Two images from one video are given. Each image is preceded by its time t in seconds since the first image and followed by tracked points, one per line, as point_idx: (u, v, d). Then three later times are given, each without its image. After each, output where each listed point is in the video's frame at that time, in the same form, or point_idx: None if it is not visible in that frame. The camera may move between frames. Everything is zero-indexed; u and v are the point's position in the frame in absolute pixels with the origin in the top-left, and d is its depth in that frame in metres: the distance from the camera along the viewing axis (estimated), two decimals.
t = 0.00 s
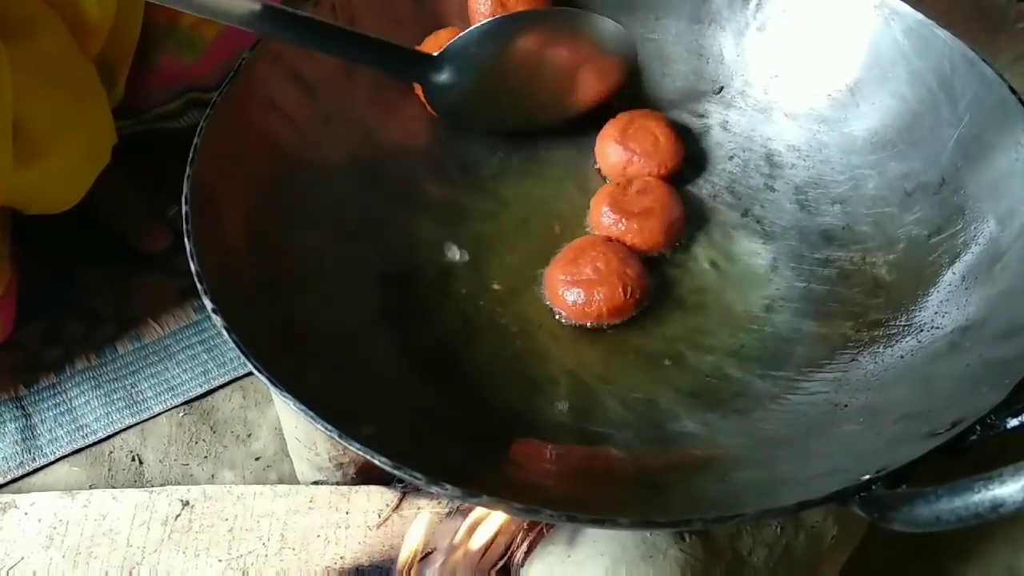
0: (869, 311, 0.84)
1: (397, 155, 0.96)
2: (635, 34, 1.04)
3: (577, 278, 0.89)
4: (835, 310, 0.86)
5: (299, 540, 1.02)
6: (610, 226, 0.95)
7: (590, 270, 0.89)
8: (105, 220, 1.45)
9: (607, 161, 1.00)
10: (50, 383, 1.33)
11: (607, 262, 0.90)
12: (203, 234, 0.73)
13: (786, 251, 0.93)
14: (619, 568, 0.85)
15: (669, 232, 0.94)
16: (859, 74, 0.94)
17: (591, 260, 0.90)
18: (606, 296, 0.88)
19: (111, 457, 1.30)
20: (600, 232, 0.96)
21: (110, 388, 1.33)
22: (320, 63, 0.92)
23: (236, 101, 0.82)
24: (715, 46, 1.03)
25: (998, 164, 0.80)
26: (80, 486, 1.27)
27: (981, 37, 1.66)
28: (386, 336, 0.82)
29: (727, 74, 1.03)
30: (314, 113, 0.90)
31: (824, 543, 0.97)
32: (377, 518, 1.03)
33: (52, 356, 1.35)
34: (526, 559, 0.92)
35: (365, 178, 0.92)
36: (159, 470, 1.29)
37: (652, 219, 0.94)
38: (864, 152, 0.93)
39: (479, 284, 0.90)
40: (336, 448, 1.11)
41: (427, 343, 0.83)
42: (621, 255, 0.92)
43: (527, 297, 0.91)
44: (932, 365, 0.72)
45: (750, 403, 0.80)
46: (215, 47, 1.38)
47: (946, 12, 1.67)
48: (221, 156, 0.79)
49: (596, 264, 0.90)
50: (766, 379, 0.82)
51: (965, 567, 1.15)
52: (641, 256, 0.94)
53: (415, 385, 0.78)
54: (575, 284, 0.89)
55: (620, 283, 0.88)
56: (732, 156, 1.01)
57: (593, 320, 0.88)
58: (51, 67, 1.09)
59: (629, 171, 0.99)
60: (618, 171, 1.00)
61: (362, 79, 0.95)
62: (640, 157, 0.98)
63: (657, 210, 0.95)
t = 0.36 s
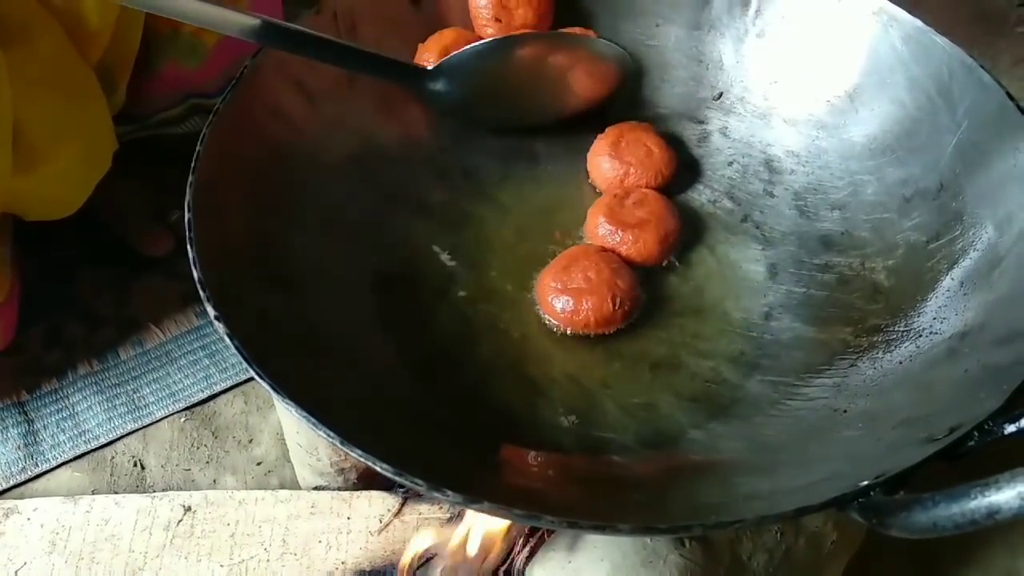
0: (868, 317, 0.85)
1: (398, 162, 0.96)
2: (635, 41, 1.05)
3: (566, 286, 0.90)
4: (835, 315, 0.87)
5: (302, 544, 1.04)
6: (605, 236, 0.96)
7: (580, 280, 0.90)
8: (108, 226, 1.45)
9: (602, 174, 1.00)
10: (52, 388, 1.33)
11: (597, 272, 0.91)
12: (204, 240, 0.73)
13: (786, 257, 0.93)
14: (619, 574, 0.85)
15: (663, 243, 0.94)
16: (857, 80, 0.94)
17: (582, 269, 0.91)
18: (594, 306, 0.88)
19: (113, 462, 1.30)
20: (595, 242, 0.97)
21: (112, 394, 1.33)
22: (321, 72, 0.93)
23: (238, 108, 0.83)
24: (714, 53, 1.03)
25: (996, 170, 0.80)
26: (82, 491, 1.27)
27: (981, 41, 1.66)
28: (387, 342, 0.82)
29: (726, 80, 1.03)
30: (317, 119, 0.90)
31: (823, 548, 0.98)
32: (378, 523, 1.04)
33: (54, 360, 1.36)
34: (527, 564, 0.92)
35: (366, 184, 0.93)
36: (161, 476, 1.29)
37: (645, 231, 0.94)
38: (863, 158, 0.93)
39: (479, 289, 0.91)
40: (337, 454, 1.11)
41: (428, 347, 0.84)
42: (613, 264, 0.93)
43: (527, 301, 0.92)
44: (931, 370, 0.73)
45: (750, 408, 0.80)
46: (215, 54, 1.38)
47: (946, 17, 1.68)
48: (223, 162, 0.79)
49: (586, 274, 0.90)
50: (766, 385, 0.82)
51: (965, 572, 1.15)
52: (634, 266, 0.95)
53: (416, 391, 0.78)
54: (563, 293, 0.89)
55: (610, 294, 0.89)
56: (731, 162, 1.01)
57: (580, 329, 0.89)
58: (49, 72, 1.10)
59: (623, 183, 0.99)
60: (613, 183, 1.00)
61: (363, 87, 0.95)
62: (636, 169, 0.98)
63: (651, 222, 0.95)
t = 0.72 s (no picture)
0: (862, 323, 0.85)
1: (396, 171, 0.97)
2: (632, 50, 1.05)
3: (562, 294, 0.90)
4: (830, 322, 0.87)
5: (301, 552, 1.04)
6: (601, 244, 0.96)
7: (577, 287, 0.90)
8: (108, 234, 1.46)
9: (599, 182, 1.01)
10: (52, 396, 1.34)
11: (593, 280, 0.91)
12: (202, 249, 0.73)
13: (782, 264, 0.94)
14: None
15: (659, 250, 0.95)
16: (852, 88, 0.95)
17: (578, 277, 0.92)
18: (590, 314, 0.88)
19: (112, 470, 1.31)
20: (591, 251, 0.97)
21: (112, 402, 1.34)
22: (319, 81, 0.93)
23: (236, 117, 0.83)
24: (711, 61, 1.03)
25: (991, 178, 0.81)
26: (82, 499, 1.28)
27: (977, 47, 1.67)
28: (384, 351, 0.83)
29: (721, 89, 1.03)
30: (315, 129, 0.91)
31: (819, 554, 0.98)
32: (377, 530, 1.04)
33: (53, 367, 1.36)
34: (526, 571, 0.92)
35: (364, 193, 0.94)
36: (160, 483, 1.30)
37: (641, 239, 0.95)
38: (858, 165, 0.94)
39: (476, 296, 0.91)
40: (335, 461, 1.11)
41: (425, 355, 0.84)
42: (609, 272, 0.93)
43: (524, 308, 0.92)
44: (924, 378, 0.73)
45: (746, 415, 0.81)
46: (215, 63, 1.39)
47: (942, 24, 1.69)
48: (221, 172, 0.80)
49: (583, 281, 0.91)
50: (761, 392, 0.83)
51: None
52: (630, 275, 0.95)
53: (413, 399, 0.79)
54: (559, 301, 0.89)
55: (606, 301, 0.89)
56: (727, 170, 1.02)
57: (576, 337, 0.89)
58: (52, 82, 1.10)
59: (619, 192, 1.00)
60: (609, 192, 1.01)
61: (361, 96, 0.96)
62: (632, 176, 0.99)
63: (647, 229, 0.96)
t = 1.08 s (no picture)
0: (850, 341, 0.87)
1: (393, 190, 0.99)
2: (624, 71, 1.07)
3: (544, 320, 0.90)
4: (818, 340, 0.89)
5: (299, 565, 1.07)
6: (587, 273, 0.96)
7: (561, 312, 0.90)
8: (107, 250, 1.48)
9: (595, 212, 1.02)
10: (52, 412, 1.35)
11: (576, 307, 0.91)
12: (204, 269, 0.75)
13: (771, 282, 0.95)
14: None
15: (645, 282, 0.95)
16: (839, 110, 0.97)
17: (561, 303, 0.91)
18: (569, 342, 0.88)
19: (111, 484, 1.32)
20: (578, 279, 0.97)
21: (111, 416, 1.35)
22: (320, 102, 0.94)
23: (238, 138, 0.85)
24: (703, 82, 1.05)
25: (975, 199, 0.83)
26: (81, 514, 1.29)
27: (963, 64, 1.69)
28: (381, 370, 0.85)
29: (711, 109, 1.05)
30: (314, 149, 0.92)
31: (807, 567, 1.00)
32: (373, 544, 1.07)
33: (53, 384, 1.37)
34: None
35: (362, 213, 0.95)
36: (159, 498, 1.31)
37: (627, 270, 0.94)
38: (845, 185, 0.96)
39: (472, 316, 0.93)
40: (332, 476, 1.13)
41: (421, 373, 0.86)
42: (592, 302, 0.92)
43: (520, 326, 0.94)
44: (909, 395, 0.75)
45: (736, 431, 0.82)
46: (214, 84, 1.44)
47: (929, 43, 1.71)
48: (221, 193, 0.81)
49: (566, 307, 0.91)
50: (752, 409, 0.84)
51: None
52: (615, 304, 0.95)
53: (408, 417, 0.81)
54: (542, 326, 0.90)
55: (586, 330, 0.89)
56: (717, 190, 1.04)
57: (555, 363, 0.89)
58: (77, 103, 1.13)
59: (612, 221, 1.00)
60: (603, 223, 1.01)
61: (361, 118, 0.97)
62: (624, 211, 0.99)
63: (634, 261, 0.95)
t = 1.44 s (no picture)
0: (820, 368, 0.92)
1: (389, 225, 1.04)
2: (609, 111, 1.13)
3: (519, 354, 0.93)
4: (790, 367, 0.94)
5: None
6: (566, 311, 0.99)
7: (536, 347, 0.93)
8: (109, 278, 1.52)
9: (577, 255, 1.05)
10: (55, 436, 1.40)
11: (551, 342, 0.93)
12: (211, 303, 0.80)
13: (746, 312, 1.01)
14: None
15: (620, 323, 0.98)
16: (809, 150, 1.02)
17: (537, 337, 0.94)
18: (541, 377, 0.91)
19: (113, 507, 1.36)
20: (557, 315, 1.00)
21: (112, 440, 1.40)
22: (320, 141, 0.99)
23: (246, 178, 0.89)
24: (685, 120, 1.09)
25: (936, 235, 0.88)
26: (83, 536, 1.33)
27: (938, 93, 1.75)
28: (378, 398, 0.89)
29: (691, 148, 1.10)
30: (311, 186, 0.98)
31: None
32: (369, 565, 1.11)
33: (56, 409, 1.42)
34: None
35: (359, 248, 1.01)
36: (159, 520, 1.35)
37: (605, 309, 0.97)
38: (817, 220, 1.01)
39: (463, 346, 0.98)
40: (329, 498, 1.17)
41: (415, 402, 0.91)
42: (567, 338, 0.94)
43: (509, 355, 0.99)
44: (873, 420, 0.80)
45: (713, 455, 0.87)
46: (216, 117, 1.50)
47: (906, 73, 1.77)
48: (227, 231, 0.86)
49: (540, 343, 0.93)
50: (729, 434, 0.89)
51: None
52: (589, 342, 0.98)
53: (403, 443, 0.86)
54: (518, 358, 0.92)
55: (558, 366, 0.91)
56: (696, 224, 1.09)
57: (527, 396, 0.92)
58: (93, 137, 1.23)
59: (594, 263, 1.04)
60: (585, 265, 1.05)
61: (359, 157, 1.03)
62: (605, 253, 1.03)
63: (611, 302, 0.98)
